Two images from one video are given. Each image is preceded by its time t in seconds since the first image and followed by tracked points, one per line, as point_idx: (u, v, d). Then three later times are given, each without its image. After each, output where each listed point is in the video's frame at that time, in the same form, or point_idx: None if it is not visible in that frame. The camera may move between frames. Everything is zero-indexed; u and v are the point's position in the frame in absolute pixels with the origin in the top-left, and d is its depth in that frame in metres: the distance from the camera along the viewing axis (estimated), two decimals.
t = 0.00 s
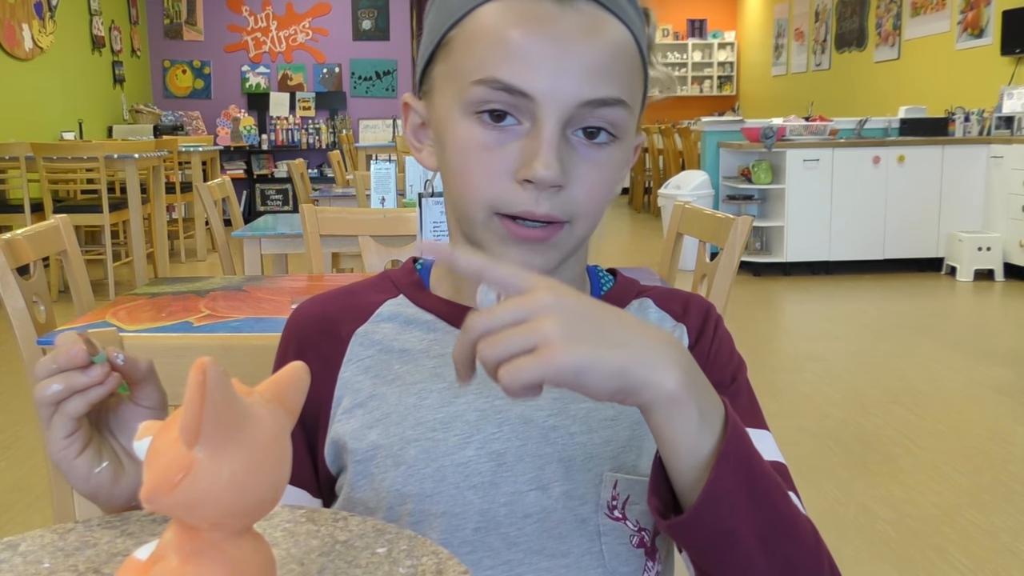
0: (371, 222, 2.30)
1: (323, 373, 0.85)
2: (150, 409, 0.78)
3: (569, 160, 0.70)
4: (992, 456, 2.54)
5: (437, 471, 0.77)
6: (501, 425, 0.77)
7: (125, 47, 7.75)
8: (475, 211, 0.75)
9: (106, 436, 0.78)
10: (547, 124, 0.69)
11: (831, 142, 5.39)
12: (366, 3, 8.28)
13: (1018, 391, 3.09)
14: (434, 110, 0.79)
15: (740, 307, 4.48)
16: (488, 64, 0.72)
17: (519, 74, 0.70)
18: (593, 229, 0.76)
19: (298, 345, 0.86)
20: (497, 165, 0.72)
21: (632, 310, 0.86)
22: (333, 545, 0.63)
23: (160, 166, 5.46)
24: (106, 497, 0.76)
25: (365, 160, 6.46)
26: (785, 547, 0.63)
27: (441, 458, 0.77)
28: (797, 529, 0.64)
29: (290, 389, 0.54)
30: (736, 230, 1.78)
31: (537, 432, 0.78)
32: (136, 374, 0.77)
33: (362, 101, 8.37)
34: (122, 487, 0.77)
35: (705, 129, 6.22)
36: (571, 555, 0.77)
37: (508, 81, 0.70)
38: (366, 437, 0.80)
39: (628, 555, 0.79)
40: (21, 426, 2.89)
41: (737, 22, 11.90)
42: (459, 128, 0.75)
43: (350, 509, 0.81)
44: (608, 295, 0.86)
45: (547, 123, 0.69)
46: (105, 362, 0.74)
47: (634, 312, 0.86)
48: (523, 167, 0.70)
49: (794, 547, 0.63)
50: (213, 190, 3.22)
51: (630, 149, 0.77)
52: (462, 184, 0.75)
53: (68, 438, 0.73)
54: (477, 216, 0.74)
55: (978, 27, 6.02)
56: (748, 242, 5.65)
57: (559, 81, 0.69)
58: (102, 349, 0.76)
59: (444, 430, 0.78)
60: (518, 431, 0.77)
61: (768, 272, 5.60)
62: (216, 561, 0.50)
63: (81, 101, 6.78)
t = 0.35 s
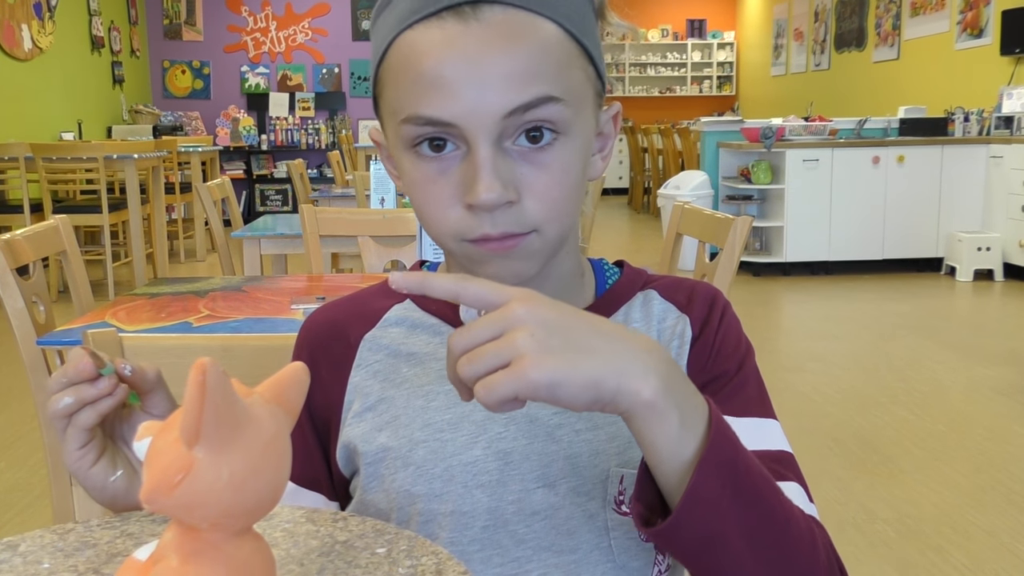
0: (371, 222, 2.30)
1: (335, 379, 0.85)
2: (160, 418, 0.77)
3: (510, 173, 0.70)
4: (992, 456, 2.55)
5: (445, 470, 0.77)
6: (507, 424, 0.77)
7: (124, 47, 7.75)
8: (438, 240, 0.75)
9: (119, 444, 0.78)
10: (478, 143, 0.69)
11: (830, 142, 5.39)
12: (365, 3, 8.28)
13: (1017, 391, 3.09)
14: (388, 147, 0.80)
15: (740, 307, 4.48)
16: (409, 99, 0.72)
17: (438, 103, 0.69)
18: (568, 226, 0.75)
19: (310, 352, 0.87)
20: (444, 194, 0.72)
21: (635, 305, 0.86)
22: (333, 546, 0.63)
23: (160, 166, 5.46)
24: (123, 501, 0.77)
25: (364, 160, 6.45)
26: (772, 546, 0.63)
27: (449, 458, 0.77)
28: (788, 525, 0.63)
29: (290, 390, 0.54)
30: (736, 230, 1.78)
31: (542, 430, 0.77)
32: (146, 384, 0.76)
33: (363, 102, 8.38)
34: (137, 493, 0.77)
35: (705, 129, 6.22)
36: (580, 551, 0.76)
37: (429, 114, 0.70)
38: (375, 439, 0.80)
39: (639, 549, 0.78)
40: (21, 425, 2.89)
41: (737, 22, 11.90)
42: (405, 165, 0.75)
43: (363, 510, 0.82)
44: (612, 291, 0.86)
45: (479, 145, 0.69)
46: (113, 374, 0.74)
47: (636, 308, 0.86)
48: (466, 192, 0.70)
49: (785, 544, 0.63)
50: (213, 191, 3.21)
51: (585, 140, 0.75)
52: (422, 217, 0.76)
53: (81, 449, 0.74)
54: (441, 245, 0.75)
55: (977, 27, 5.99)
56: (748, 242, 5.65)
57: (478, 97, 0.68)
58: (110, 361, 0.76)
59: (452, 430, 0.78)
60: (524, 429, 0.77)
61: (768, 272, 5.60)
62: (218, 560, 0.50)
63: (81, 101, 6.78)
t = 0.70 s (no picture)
0: (371, 222, 2.31)
1: (331, 377, 0.86)
2: (156, 411, 0.77)
3: (530, 173, 0.70)
4: (992, 456, 2.55)
5: (439, 471, 0.77)
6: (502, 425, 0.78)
7: (124, 47, 7.75)
8: (454, 236, 0.76)
9: (113, 435, 0.78)
10: (498, 142, 0.69)
11: (830, 142, 5.39)
12: (365, 4, 8.28)
13: (1017, 391, 3.10)
14: (402, 141, 0.80)
15: (740, 307, 4.48)
16: (432, 95, 0.72)
17: (461, 100, 0.70)
18: (579, 229, 0.76)
19: (307, 350, 0.88)
20: (463, 191, 0.72)
21: (636, 312, 0.86)
22: (334, 546, 0.63)
23: (160, 167, 5.46)
24: (115, 495, 0.77)
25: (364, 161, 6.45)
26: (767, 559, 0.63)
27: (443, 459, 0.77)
28: (778, 540, 0.63)
29: (291, 390, 0.54)
30: (736, 230, 1.78)
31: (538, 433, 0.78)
32: (142, 375, 0.76)
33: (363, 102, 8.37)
34: (128, 486, 0.77)
35: (705, 129, 6.23)
36: (571, 556, 0.76)
37: (452, 109, 0.70)
38: (369, 438, 0.80)
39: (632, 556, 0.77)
40: (22, 425, 2.90)
41: (736, 22, 11.91)
42: (423, 160, 0.75)
43: (354, 510, 0.81)
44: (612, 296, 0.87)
45: (501, 143, 0.69)
46: (109, 364, 0.73)
47: (637, 315, 0.86)
48: (486, 190, 0.71)
49: (775, 559, 0.63)
50: (213, 191, 3.21)
51: (601, 143, 0.76)
52: (438, 214, 0.76)
53: (74, 438, 0.74)
54: (458, 243, 0.75)
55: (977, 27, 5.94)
56: (748, 242, 5.65)
57: (502, 98, 0.68)
58: (107, 351, 0.76)
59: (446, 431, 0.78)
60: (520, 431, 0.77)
61: (768, 272, 5.60)
62: (215, 560, 0.50)
63: (81, 102, 6.78)
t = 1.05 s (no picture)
0: (371, 222, 2.31)
1: (319, 374, 0.85)
2: (144, 414, 0.78)
3: (554, 174, 0.72)
4: (992, 456, 2.55)
5: (431, 475, 0.77)
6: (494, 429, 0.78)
7: (124, 47, 7.75)
8: (464, 225, 0.76)
9: (100, 441, 0.78)
10: (531, 137, 0.71)
11: (830, 143, 5.39)
12: (365, 4, 8.28)
13: (1017, 391, 3.09)
14: (425, 118, 0.81)
15: (739, 307, 4.48)
16: (472, 78, 0.74)
17: (502, 87, 0.71)
18: (584, 239, 0.78)
19: (294, 348, 0.86)
20: (483, 180, 0.74)
21: (629, 317, 0.86)
22: (332, 546, 0.63)
23: (160, 167, 5.46)
24: (102, 502, 0.77)
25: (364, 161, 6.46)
26: None
27: (436, 463, 0.78)
28: (779, 556, 0.63)
29: (289, 391, 0.54)
30: (736, 230, 1.78)
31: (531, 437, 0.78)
32: (130, 380, 0.77)
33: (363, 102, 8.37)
34: (117, 491, 0.77)
35: (705, 130, 6.22)
36: (565, 561, 0.76)
37: (490, 96, 0.72)
38: (360, 441, 0.80)
39: (624, 561, 0.78)
40: (22, 425, 2.90)
41: (736, 23, 11.91)
42: (446, 140, 0.76)
43: (344, 511, 0.80)
44: (607, 301, 0.86)
45: (532, 138, 0.71)
46: (97, 369, 0.74)
47: (631, 320, 0.85)
48: (509, 182, 0.72)
49: None
50: (212, 191, 3.21)
51: (619, 160, 0.78)
52: (450, 200, 0.77)
53: (61, 445, 0.74)
54: (466, 231, 0.76)
55: (978, 28, 5.90)
56: (747, 242, 5.65)
57: (543, 95, 0.70)
58: (93, 356, 0.76)
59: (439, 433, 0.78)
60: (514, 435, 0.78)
61: (768, 273, 5.59)
62: (214, 561, 0.50)
63: (81, 102, 6.78)
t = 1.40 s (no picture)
0: (371, 222, 2.30)
1: (321, 376, 0.85)
2: (146, 417, 0.78)
3: (548, 162, 0.72)
4: (992, 456, 2.54)
5: (431, 477, 0.77)
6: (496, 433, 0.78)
7: (124, 47, 7.75)
8: (459, 222, 0.76)
9: (100, 444, 0.78)
10: (522, 126, 0.71)
11: (830, 142, 5.39)
12: (365, 4, 8.28)
13: (1017, 391, 3.10)
14: (419, 118, 0.81)
15: (739, 307, 4.48)
16: (463, 71, 0.74)
17: (492, 79, 0.72)
18: (583, 234, 0.77)
19: (295, 349, 0.87)
20: (477, 173, 0.74)
21: (633, 319, 0.86)
22: (332, 547, 0.63)
23: (160, 167, 5.46)
24: (102, 503, 0.77)
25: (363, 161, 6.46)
26: None
27: (436, 465, 0.78)
28: (794, 567, 0.63)
29: (290, 391, 0.54)
30: (735, 230, 1.78)
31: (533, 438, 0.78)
32: (132, 382, 0.77)
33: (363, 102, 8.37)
34: (117, 493, 0.77)
35: (705, 129, 6.22)
36: (565, 565, 0.76)
37: (481, 88, 0.73)
38: (360, 443, 0.80)
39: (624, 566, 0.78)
40: (20, 426, 2.89)
41: (736, 22, 11.92)
42: (440, 136, 0.77)
43: (345, 512, 0.81)
44: (610, 303, 0.86)
45: (524, 127, 0.71)
46: (98, 373, 0.74)
47: (634, 321, 0.85)
48: (503, 172, 0.72)
49: None
50: (212, 191, 3.20)
51: (617, 150, 0.78)
52: (447, 197, 0.77)
53: (59, 448, 0.74)
54: (462, 228, 0.76)
55: (977, 28, 6.00)
56: (747, 242, 5.65)
57: (533, 83, 0.71)
58: (95, 359, 0.76)
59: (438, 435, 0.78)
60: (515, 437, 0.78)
61: (768, 272, 5.59)
62: (213, 563, 0.50)
63: (80, 102, 6.78)
